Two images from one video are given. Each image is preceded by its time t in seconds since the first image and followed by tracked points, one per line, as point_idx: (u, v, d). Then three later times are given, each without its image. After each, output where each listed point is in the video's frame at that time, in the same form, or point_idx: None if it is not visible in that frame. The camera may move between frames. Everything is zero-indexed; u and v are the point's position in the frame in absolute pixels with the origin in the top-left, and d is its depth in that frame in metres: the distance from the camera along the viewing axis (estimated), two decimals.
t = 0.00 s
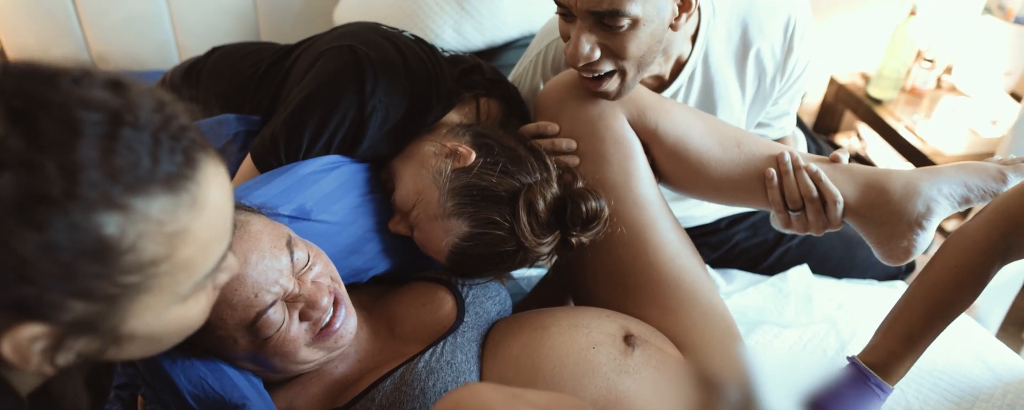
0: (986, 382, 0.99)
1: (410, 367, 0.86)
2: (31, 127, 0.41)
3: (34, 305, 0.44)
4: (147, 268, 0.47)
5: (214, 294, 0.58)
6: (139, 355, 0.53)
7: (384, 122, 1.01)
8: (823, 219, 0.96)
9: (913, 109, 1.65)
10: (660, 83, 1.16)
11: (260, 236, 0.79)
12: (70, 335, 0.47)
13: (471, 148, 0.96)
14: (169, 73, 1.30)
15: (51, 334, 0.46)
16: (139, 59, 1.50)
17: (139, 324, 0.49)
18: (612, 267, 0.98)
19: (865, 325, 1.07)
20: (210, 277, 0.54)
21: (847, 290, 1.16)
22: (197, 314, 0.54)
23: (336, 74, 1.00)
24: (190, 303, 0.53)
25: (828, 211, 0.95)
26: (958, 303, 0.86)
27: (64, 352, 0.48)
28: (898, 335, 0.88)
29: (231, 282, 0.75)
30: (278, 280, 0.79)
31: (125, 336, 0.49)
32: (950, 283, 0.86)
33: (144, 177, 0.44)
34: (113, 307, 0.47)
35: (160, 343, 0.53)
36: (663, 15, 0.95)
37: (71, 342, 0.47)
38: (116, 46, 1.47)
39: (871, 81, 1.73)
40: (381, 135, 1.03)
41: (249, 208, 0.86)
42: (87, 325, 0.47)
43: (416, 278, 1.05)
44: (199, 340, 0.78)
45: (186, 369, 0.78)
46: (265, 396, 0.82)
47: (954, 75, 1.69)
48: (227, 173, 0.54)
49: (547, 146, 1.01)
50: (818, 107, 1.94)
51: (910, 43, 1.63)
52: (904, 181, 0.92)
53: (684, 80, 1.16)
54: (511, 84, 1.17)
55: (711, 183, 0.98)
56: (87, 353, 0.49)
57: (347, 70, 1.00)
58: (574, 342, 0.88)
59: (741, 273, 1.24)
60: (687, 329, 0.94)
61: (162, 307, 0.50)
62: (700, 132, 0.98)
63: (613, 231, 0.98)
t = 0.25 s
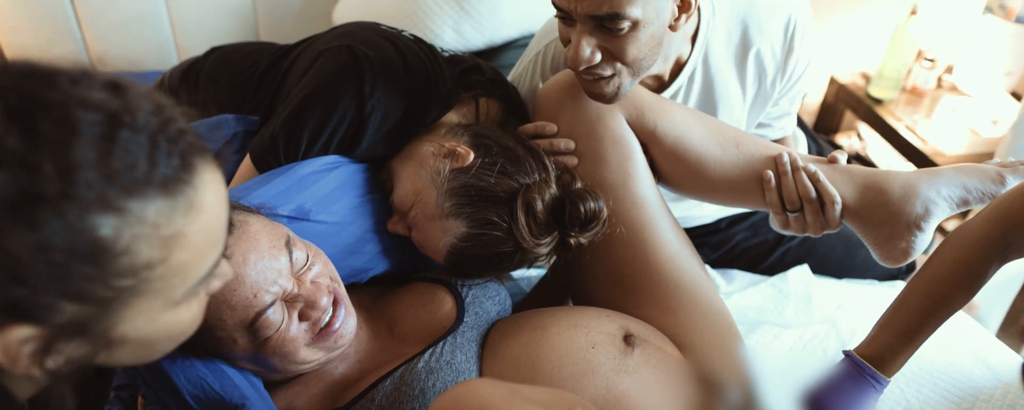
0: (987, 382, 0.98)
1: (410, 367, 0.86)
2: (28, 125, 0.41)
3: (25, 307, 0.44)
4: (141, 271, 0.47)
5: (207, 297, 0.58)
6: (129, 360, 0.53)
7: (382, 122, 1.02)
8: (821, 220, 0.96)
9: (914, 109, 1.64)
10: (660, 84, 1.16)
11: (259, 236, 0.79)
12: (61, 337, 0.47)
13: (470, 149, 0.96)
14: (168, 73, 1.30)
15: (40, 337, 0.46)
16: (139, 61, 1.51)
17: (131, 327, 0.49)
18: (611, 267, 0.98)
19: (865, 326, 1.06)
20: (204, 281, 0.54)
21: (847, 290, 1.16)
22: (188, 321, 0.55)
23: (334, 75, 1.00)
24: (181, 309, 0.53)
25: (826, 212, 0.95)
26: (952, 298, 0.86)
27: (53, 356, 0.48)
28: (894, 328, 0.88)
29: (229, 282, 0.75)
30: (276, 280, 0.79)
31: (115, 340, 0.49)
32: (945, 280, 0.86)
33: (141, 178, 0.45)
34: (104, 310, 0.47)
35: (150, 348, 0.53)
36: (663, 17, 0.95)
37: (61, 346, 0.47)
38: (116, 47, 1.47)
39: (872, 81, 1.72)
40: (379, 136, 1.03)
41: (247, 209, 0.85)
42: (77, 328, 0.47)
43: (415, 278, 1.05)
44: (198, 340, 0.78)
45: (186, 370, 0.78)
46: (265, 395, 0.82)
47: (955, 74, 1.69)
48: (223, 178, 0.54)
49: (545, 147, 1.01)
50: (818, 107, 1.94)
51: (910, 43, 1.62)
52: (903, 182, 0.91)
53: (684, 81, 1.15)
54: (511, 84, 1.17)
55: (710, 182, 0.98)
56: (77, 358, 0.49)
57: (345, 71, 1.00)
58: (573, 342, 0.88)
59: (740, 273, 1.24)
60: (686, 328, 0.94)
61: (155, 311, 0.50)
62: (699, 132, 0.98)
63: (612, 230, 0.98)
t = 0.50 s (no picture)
0: (987, 382, 0.98)
1: (410, 367, 0.86)
2: (35, 131, 0.41)
3: (33, 311, 0.44)
4: (147, 276, 0.47)
5: (213, 298, 0.58)
6: (136, 363, 0.53)
7: (382, 122, 1.02)
8: (822, 220, 0.96)
9: (915, 108, 1.64)
10: (661, 84, 1.16)
11: (259, 237, 0.79)
12: (69, 341, 0.47)
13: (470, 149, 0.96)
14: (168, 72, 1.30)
15: (49, 340, 0.46)
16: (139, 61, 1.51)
17: (138, 331, 0.49)
18: (611, 268, 0.98)
19: (866, 326, 1.06)
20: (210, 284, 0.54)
21: (848, 290, 1.16)
22: (195, 323, 0.55)
23: (334, 75, 1.00)
24: (187, 312, 0.53)
25: (826, 212, 0.94)
26: (951, 298, 0.86)
27: (62, 359, 0.47)
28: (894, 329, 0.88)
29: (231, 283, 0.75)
30: (277, 280, 0.79)
31: (122, 344, 0.50)
32: (946, 279, 0.86)
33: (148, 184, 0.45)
34: (111, 314, 0.47)
35: (158, 350, 0.53)
36: (668, 16, 0.96)
37: (69, 349, 0.47)
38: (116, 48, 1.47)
39: (873, 81, 1.72)
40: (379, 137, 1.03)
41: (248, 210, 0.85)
42: (85, 332, 0.47)
43: (415, 279, 1.05)
44: (199, 340, 0.78)
45: (187, 370, 0.78)
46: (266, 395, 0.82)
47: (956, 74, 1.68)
48: (227, 180, 0.54)
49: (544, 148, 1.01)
50: (818, 107, 1.94)
51: (911, 43, 1.62)
52: (903, 182, 0.91)
53: (685, 81, 1.15)
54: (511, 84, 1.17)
55: (710, 183, 0.98)
56: (86, 361, 0.49)
57: (345, 71, 1.00)
58: (573, 342, 0.88)
59: (741, 273, 1.24)
60: (686, 329, 0.94)
61: (161, 315, 0.50)
62: (699, 132, 0.98)
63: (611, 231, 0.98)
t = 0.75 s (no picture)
0: (990, 379, 0.98)
1: (413, 365, 0.86)
2: (29, 124, 0.41)
3: (28, 307, 0.44)
4: (144, 270, 0.47)
5: (213, 294, 0.58)
6: (134, 358, 0.53)
7: (382, 116, 1.03)
8: (825, 216, 0.96)
9: (917, 106, 1.64)
10: (663, 80, 1.16)
11: (261, 234, 0.79)
12: (66, 336, 0.47)
13: (467, 118, 0.96)
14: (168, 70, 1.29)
15: (45, 335, 0.46)
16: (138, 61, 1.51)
17: (136, 326, 0.49)
18: (613, 265, 0.98)
19: (868, 323, 1.06)
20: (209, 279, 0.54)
21: (850, 288, 1.16)
22: (194, 318, 0.55)
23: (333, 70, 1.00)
24: (186, 307, 0.53)
25: (830, 208, 0.95)
26: (964, 298, 0.87)
27: (59, 354, 0.47)
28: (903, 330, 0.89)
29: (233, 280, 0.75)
30: (279, 278, 0.79)
31: (121, 339, 0.50)
32: (955, 281, 0.86)
33: (145, 178, 0.45)
34: (108, 309, 0.47)
35: (157, 345, 0.53)
36: (676, 13, 0.97)
37: (66, 344, 0.47)
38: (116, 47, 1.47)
39: (874, 78, 1.71)
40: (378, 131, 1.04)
41: (248, 206, 0.85)
42: (83, 327, 0.47)
43: (417, 277, 1.05)
44: (201, 338, 0.78)
45: (189, 368, 0.78)
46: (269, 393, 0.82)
47: (958, 71, 1.68)
48: (227, 175, 0.54)
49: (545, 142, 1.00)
50: (819, 105, 1.95)
51: (912, 42, 1.63)
52: (907, 177, 0.91)
53: (686, 77, 1.15)
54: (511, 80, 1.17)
55: (713, 179, 0.98)
56: (84, 357, 0.49)
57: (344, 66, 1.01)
58: (576, 341, 0.88)
59: (743, 271, 1.24)
60: (689, 327, 0.94)
61: (160, 310, 0.50)
62: (702, 129, 0.98)
63: (613, 227, 0.97)
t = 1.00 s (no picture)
0: (992, 377, 0.98)
1: (412, 365, 0.86)
2: (20, 121, 0.40)
3: (20, 305, 0.43)
4: (139, 269, 0.47)
5: (208, 293, 0.58)
6: (129, 358, 0.53)
7: (378, 109, 1.03)
8: (826, 215, 0.96)
9: (918, 104, 1.64)
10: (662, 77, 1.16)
11: (260, 233, 0.79)
12: (59, 336, 0.46)
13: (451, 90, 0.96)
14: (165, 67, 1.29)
15: (38, 335, 0.45)
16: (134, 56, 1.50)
17: (131, 326, 0.49)
18: (614, 263, 0.98)
19: (868, 321, 1.06)
20: (204, 278, 0.54)
21: (851, 286, 1.15)
22: (189, 317, 0.54)
23: (326, 66, 1.01)
24: (181, 306, 0.52)
25: (831, 208, 0.94)
26: (972, 302, 0.87)
27: (51, 353, 0.47)
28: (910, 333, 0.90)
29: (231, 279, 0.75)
30: (279, 277, 0.78)
31: (115, 338, 0.49)
32: (964, 284, 0.87)
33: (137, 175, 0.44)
34: (103, 308, 0.46)
35: (152, 344, 0.53)
36: None
37: (60, 343, 0.47)
38: (112, 44, 1.45)
39: (875, 75, 1.71)
40: (372, 124, 1.04)
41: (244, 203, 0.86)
42: (76, 326, 0.46)
43: (416, 275, 1.04)
44: (199, 338, 0.78)
45: (188, 368, 0.78)
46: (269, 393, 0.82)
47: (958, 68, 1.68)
48: (222, 172, 0.54)
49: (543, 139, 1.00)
50: (819, 103, 1.95)
51: (913, 38, 1.63)
52: (909, 176, 0.91)
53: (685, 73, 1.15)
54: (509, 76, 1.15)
55: (714, 177, 0.97)
56: (78, 355, 0.49)
57: (337, 61, 1.02)
58: (576, 339, 0.88)
59: (743, 269, 1.23)
60: (689, 325, 0.94)
61: (154, 309, 0.50)
62: (703, 128, 0.97)
63: (614, 225, 0.97)
